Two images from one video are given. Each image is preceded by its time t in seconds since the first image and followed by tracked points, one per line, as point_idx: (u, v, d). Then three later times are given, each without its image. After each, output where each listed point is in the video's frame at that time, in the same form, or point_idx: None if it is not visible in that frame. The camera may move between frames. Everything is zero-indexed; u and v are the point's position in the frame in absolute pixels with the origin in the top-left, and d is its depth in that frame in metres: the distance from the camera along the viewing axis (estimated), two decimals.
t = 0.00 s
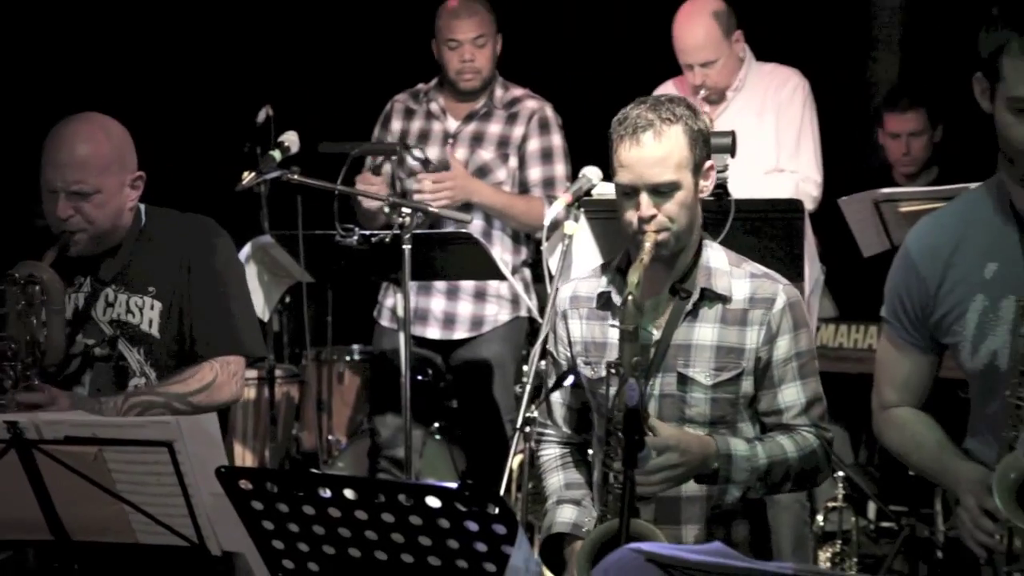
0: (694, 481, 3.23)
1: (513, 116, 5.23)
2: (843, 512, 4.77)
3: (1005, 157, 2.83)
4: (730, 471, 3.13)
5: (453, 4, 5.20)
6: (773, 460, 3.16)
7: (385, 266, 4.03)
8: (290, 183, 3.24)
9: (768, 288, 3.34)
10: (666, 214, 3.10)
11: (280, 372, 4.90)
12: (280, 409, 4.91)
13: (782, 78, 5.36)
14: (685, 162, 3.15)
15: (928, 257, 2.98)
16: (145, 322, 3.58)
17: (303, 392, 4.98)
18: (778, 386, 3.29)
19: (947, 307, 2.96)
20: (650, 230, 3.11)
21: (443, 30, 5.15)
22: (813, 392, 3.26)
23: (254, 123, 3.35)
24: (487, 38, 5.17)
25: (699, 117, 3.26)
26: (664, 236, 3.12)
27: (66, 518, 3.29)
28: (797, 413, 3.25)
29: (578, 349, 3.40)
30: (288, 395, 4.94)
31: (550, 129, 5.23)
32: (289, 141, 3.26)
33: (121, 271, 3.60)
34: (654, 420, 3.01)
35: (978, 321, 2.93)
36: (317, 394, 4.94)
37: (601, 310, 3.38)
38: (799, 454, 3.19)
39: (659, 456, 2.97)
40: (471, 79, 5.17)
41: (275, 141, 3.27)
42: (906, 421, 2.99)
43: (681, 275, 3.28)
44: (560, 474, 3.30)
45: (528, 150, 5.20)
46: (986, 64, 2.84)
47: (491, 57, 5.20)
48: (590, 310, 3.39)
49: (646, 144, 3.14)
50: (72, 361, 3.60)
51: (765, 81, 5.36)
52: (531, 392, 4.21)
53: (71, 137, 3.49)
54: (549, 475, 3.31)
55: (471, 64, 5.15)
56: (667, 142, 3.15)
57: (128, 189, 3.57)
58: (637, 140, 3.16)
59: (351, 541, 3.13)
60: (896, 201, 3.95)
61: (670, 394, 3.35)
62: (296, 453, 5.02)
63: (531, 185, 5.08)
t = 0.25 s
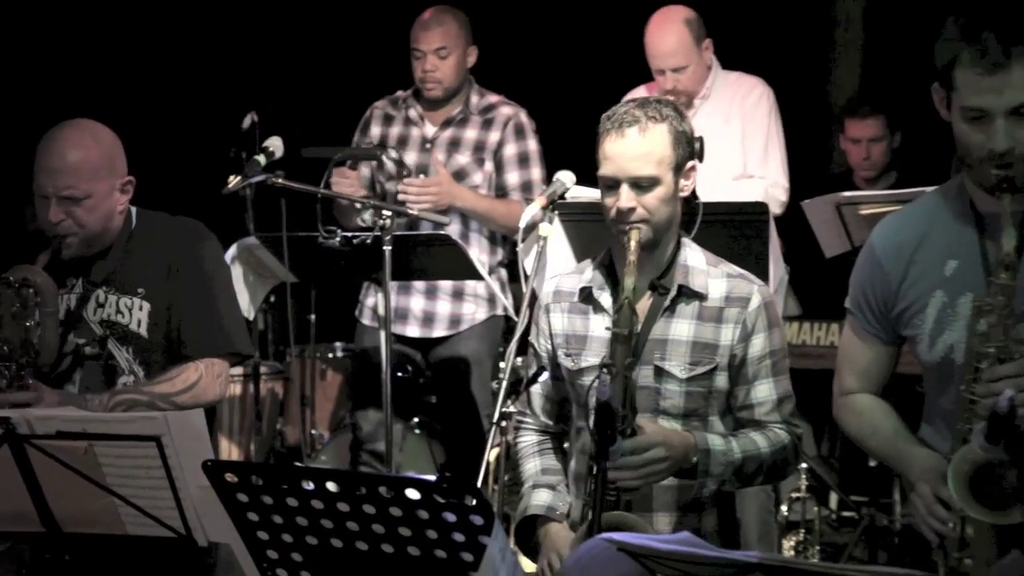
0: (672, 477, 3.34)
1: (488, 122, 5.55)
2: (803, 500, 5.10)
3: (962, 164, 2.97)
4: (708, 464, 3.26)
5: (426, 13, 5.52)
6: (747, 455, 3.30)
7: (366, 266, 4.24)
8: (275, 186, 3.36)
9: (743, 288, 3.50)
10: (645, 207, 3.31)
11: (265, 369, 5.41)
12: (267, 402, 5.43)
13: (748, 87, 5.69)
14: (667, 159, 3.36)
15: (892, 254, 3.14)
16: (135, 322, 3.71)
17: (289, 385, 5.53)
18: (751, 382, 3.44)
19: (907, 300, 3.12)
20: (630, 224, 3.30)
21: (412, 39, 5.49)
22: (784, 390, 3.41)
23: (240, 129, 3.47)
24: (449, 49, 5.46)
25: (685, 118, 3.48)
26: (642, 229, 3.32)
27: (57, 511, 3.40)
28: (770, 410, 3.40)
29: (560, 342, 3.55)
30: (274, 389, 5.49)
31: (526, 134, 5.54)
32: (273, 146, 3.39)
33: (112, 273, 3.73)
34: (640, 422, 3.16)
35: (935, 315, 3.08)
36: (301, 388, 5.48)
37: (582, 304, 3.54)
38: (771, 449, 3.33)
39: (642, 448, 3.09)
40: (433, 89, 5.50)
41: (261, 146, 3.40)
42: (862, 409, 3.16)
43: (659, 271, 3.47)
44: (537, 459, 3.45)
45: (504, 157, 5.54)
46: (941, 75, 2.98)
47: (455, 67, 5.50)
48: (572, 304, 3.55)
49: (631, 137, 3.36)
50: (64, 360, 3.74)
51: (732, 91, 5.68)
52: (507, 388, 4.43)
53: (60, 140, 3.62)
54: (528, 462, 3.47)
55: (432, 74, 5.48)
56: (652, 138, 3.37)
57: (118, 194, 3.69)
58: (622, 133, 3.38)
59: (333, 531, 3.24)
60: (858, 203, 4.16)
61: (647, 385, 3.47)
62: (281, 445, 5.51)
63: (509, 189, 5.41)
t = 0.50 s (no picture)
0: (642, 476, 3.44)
1: (454, 125, 5.84)
2: (764, 492, 5.36)
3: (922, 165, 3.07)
4: (679, 463, 3.35)
5: (394, 19, 5.84)
6: (715, 455, 3.39)
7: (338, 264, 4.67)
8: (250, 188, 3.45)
9: (711, 293, 3.61)
10: (611, 218, 3.43)
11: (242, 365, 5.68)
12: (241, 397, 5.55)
13: (707, 91, 5.85)
14: (633, 170, 3.48)
15: (851, 250, 3.24)
16: (116, 321, 3.87)
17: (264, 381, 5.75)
18: (717, 385, 3.55)
19: (864, 295, 3.22)
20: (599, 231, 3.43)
21: (379, 44, 5.80)
22: (749, 392, 3.53)
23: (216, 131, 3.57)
24: (415, 53, 5.76)
25: (652, 131, 3.61)
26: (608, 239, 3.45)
27: (33, 502, 3.47)
28: (734, 411, 3.51)
29: (534, 345, 3.65)
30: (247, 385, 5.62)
31: (489, 135, 5.82)
32: (248, 148, 3.48)
33: (93, 272, 3.90)
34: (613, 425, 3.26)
35: (891, 310, 3.18)
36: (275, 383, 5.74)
37: (557, 311, 3.64)
38: (737, 449, 3.42)
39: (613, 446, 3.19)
40: (399, 92, 5.78)
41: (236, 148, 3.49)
42: (823, 401, 3.27)
43: (630, 278, 3.56)
44: (514, 458, 3.56)
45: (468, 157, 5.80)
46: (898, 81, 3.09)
47: (421, 71, 5.79)
48: (547, 310, 3.65)
49: (598, 150, 3.49)
50: (47, 356, 3.91)
51: (692, 94, 5.83)
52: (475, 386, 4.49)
53: (46, 140, 3.79)
54: (504, 459, 3.57)
55: (398, 77, 5.77)
56: (618, 150, 3.49)
57: (101, 194, 3.87)
58: (591, 145, 3.51)
59: (307, 525, 3.33)
60: (816, 205, 4.29)
61: (618, 390, 3.59)
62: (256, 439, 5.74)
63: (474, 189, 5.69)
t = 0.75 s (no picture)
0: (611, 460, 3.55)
1: (416, 128, 6.18)
2: (724, 481, 5.52)
3: (876, 166, 3.20)
4: (646, 448, 3.47)
5: (352, 27, 6.13)
6: (681, 441, 3.51)
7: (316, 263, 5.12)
8: (227, 189, 3.56)
9: (679, 287, 3.76)
10: (589, 212, 3.57)
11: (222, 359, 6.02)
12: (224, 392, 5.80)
13: (665, 97, 6.10)
14: (610, 165, 3.62)
15: (807, 251, 3.37)
16: (100, 320, 4.16)
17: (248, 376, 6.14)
18: (684, 374, 3.68)
19: (820, 293, 3.36)
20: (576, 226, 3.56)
21: (340, 51, 6.09)
22: (715, 382, 3.65)
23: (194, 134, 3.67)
24: (375, 59, 6.07)
25: (626, 129, 3.76)
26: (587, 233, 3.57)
27: (19, 496, 3.60)
28: (700, 400, 3.62)
29: (508, 335, 3.80)
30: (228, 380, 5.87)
31: (450, 138, 6.18)
32: (226, 151, 3.59)
33: (77, 273, 4.18)
34: (582, 409, 3.41)
35: (846, 307, 3.32)
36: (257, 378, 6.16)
37: (531, 301, 3.80)
38: (702, 436, 3.55)
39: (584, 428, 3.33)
40: (362, 95, 6.08)
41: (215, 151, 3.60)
42: (782, 395, 3.41)
43: (602, 270, 3.72)
44: (488, 444, 3.68)
45: (431, 159, 6.14)
46: (860, 83, 3.20)
47: (381, 75, 6.11)
48: (521, 301, 3.81)
49: (577, 146, 3.63)
50: (33, 353, 4.19)
51: (650, 99, 6.08)
52: (448, 379, 4.57)
53: (31, 147, 4.08)
54: (479, 446, 3.70)
55: (360, 81, 6.07)
56: (596, 147, 3.63)
57: (85, 196, 4.16)
58: (569, 143, 3.64)
59: (283, 515, 3.44)
60: (773, 206, 4.46)
61: (591, 378, 3.71)
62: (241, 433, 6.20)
63: (438, 190, 6.06)
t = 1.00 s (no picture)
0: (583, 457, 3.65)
1: (378, 130, 6.28)
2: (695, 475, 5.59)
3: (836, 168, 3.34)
4: (616, 446, 3.56)
5: (311, 34, 6.21)
6: (650, 441, 3.60)
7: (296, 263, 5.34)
8: (211, 191, 3.65)
9: (651, 290, 3.87)
10: (567, 214, 3.68)
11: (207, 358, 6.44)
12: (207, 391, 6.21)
13: (631, 102, 6.35)
14: (586, 170, 3.73)
15: (772, 253, 3.50)
16: (84, 322, 4.25)
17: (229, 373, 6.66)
18: (654, 375, 3.79)
19: (786, 294, 3.49)
20: (553, 228, 3.67)
21: (299, 58, 6.17)
22: (683, 383, 3.77)
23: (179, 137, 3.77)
24: (334, 64, 6.15)
25: (601, 137, 3.86)
26: (564, 235, 3.68)
27: (10, 489, 3.76)
28: (668, 400, 3.74)
29: (485, 338, 3.91)
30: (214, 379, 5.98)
31: (411, 138, 6.29)
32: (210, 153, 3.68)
33: (61, 276, 4.27)
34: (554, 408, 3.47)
35: (811, 307, 3.45)
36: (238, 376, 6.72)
37: (506, 306, 3.90)
38: (671, 435, 3.64)
39: (553, 429, 3.40)
40: (323, 100, 6.17)
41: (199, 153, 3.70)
42: (752, 395, 3.54)
43: (578, 275, 3.82)
44: (465, 447, 3.78)
45: (395, 159, 6.25)
46: (820, 88, 3.34)
47: (341, 80, 6.20)
48: (497, 305, 3.91)
49: (555, 151, 3.72)
50: (16, 356, 4.30)
51: (617, 104, 6.33)
52: (429, 376, 4.62)
53: (18, 151, 4.17)
54: (456, 450, 3.80)
55: (321, 87, 6.16)
56: (575, 152, 3.74)
57: (68, 201, 4.25)
58: (548, 147, 3.74)
59: (266, 508, 3.53)
60: (740, 209, 4.60)
61: (567, 381, 3.82)
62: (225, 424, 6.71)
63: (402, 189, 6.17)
